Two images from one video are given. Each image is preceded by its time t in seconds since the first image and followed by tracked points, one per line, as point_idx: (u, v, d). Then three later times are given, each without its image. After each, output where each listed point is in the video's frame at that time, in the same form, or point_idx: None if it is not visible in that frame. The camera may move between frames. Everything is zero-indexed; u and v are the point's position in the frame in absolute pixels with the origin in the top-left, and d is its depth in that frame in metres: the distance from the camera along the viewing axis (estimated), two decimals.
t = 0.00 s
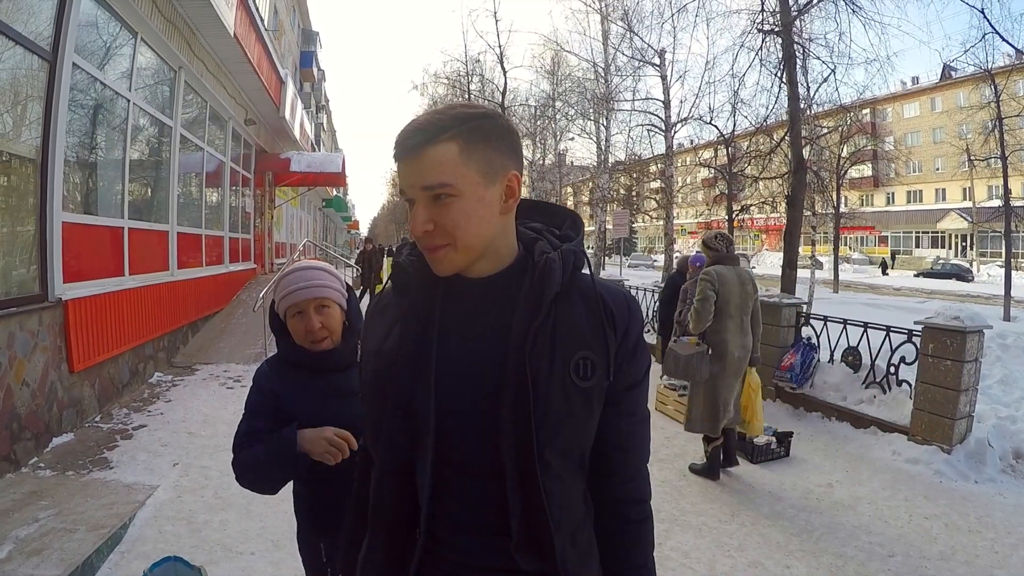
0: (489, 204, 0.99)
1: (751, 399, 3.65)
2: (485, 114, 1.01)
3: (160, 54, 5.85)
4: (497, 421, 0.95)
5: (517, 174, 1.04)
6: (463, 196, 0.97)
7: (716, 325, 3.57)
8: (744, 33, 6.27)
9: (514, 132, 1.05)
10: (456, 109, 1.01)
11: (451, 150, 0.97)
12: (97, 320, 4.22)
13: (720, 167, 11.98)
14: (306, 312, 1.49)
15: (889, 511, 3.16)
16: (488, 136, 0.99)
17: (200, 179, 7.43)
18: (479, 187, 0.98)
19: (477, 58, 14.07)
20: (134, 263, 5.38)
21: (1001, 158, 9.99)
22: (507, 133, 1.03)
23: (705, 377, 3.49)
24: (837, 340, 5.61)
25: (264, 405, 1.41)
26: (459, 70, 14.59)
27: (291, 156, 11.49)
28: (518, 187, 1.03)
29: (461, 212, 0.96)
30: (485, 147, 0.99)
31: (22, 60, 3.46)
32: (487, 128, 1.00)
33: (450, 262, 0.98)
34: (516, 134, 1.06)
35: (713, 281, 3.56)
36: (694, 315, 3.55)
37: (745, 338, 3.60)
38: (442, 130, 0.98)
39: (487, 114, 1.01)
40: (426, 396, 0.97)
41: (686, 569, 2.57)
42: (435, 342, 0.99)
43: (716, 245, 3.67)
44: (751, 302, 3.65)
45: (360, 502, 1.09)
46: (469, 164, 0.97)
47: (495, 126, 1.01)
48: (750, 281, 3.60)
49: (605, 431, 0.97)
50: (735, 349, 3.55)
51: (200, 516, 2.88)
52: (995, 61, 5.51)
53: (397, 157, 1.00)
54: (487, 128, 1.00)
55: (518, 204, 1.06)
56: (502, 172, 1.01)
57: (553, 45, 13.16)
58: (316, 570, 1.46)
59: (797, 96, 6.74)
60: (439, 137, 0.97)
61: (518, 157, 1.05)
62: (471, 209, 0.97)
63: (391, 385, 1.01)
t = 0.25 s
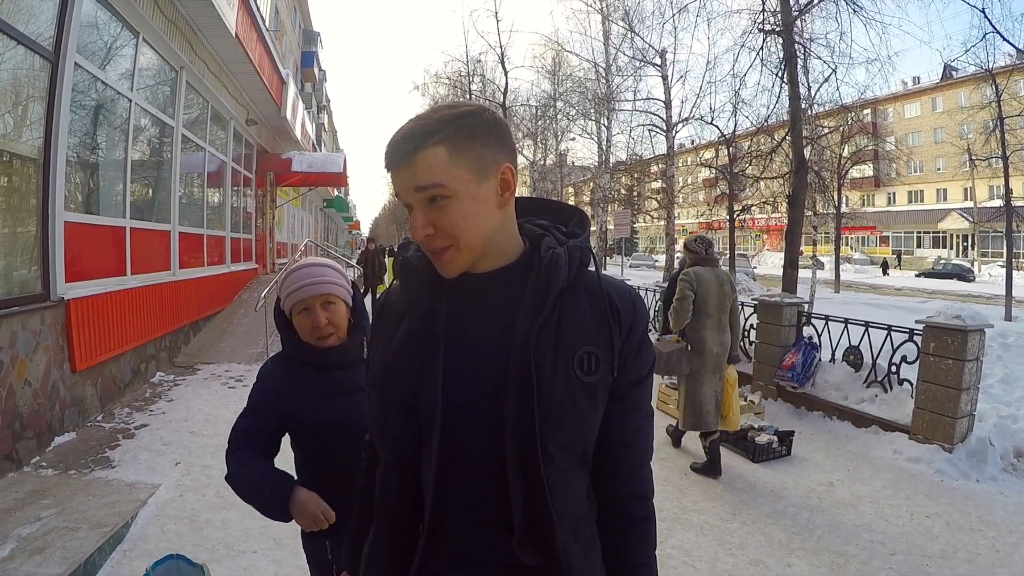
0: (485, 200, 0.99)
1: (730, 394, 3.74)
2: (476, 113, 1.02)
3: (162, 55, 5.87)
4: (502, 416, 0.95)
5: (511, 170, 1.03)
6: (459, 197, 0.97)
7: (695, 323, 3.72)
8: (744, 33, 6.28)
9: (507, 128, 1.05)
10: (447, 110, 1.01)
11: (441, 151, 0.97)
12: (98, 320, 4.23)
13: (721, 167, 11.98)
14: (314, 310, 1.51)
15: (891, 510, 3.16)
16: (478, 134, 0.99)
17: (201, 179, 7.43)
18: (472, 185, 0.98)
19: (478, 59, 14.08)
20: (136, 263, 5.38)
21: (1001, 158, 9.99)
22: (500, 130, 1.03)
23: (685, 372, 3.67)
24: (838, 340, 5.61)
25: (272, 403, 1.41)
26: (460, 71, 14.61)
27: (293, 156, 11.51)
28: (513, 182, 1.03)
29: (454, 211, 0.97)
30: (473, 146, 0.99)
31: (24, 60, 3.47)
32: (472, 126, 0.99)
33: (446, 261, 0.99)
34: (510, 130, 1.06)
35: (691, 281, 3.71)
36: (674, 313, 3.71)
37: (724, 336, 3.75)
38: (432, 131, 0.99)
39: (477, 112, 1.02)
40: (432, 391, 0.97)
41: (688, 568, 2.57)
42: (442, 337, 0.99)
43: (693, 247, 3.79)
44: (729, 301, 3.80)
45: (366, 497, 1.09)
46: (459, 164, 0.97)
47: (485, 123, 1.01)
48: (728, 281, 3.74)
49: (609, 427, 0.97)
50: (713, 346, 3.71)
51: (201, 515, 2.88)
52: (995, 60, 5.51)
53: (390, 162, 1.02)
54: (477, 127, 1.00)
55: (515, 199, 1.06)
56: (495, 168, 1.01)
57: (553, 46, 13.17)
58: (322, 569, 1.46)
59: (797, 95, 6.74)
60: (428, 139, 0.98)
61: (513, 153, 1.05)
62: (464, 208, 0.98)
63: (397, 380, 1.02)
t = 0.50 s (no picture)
0: (467, 196, 0.99)
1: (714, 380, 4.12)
2: (463, 109, 1.02)
3: (171, 56, 5.91)
4: (493, 414, 0.95)
5: (498, 165, 1.02)
6: (438, 190, 0.97)
7: (684, 313, 4.08)
8: (752, 32, 6.25)
9: (496, 124, 1.04)
10: (433, 107, 1.02)
11: (424, 147, 0.98)
12: (108, 319, 4.25)
13: (731, 167, 11.93)
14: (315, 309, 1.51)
15: (899, 511, 3.14)
16: (462, 130, 0.99)
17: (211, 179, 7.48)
18: (455, 180, 0.98)
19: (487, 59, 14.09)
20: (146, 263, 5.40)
21: (1013, 157, 9.90)
22: (487, 125, 1.02)
23: (672, 358, 3.99)
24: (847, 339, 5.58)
25: (275, 404, 1.43)
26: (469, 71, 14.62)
27: (302, 156, 11.57)
28: (499, 177, 1.02)
29: (437, 207, 0.97)
30: (457, 140, 0.99)
31: (34, 62, 3.50)
32: (458, 121, 1.00)
33: (433, 257, 0.99)
34: (500, 126, 1.06)
35: (684, 274, 4.06)
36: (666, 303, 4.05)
37: (710, 327, 4.11)
38: (416, 128, 0.99)
39: (464, 108, 1.01)
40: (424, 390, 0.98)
41: (694, 567, 2.57)
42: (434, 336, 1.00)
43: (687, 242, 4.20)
44: (718, 295, 4.17)
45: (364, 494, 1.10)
46: (442, 158, 0.98)
47: (471, 119, 1.01)
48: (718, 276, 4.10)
49: (603, 425, 0.97)
50: (700, 336, 4.06)
51: (209, 513, 2.90)
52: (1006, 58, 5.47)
53: (378, 159, 1.03)
54: (461, 122, 1.00)
55: (505, 194, 1.05)
56: (482, 164, 1.00)
57: (562, 45, 13.17)
58: (325, 565, 1.47)
59: (806, 94, 6.71)
60: (412, 136, 0.99)
61: (501, 149, 1.04)
62: (447, 204, 0.98)
63: (391, 379, 1.02)
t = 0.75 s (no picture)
0: (467, 197, 1.00)
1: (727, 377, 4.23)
2: (463, 110, 1.03)
3: (206, 61, 6.04)
4: (494, 413, 0.96)
5: (498, 164, 1.03)
6: (438, 192, 0.98)
7: (699, 310, 4.22)
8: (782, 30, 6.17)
9: (497, 124, 1.05)
10: (434, 109, 1.03)
11: (423, 149, 0.99)
12: (144, 318, 4.36)
13: (765, 167, 11.75)
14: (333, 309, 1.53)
15: (930, 518, 3.05)
16: (461, 132, 1.00)
17: (247, 182, 7.65)
18: (454, 182, 0.99)
19: (518, 61, 14.13)
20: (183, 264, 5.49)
21: None
22: (488, 126, 1.03)
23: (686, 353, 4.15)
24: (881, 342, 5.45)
25: (297, 401, 1.45)
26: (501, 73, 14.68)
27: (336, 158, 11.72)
28: (499, 178, 1.02)
29: (437, 209, 0.99)
30: (457, 142, 1.00)
31: (72, 69, 3.61)
32: (458, 122, 1.01)
33: (435, 258, 1.01)
34: (503, 126, 1.06)
35: (699, 272, 4.21)
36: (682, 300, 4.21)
37: (725, 324, 4.22)
38: (416, 130, 1.01)
39: (464, 109, 1.02)
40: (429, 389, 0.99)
41: (718, 571, 2.54)
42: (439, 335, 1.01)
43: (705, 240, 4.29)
44: (733, 294, 4.28)
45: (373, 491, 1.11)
46: (442, 160, 0.99)
47: (471, 120, 1.01)
48: (734, 275, 4.24)
49: (606, 423, 0.98)
50: (714, 333, 4.18)
51: (239, 507, 2.96)
52: None
53: (381, 161, 1.05)
54: (461, 124, 1.01)
55: (507, 194, 1.05)
56: (481, 165, 1.01)
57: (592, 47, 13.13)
58: (345, 559, 1.46)
59: (840, 92, 6.58)
60: (411, 138, 1.00)
61: (503, 150, 1.05)
62: (446, 206, 0.99)
63: (397, 378, 1.03)
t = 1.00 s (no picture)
0: (495, 198, 1.02)
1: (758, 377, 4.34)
2: (490, 112, 1.04)
3: (259, 68, 6.25)
4: (520, 407, 0.97)
5: (525, 165, 1.04)
6: (468, 194, 1.01)
7: (727, 313, 4.34)
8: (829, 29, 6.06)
9: (524, 125, 1.06)
10: (463, 113, 1.05)
11: (452, 152, 1.01)
12: (197, 316, 4.51)
13: (820, 168, 11.47)
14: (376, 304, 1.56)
15: (977, 529, 2.94)
16: (489, 134, 1.02)
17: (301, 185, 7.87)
18: (483, 183, 1.01)
19: (569, 63, 14.17)
20: (236, 264, 5.65)
21: None
22: (515, 127, 1.04)
23: (715, 354, 4.28)
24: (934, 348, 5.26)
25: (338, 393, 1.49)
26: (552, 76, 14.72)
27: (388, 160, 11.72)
28: (526, 178, 1.04)
29: (466, 210, 1.01)
30: (486, 143, 1.02)
31: (128, 75, 3.77)
32: (487, 124, 1.02)
33: (465, 257, 1.03)
34: (530, 127, 1.08)
35: (726, 276, 4.32)
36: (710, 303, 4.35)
37: (753, 326, 4.33)
38: (445, 132, 1.03)
39: (491, 112, 1.04)
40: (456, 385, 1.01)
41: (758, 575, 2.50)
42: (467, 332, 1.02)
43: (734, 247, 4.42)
44: (762, 296, 4.37)
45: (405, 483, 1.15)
46: (472, 161, 1.01)
47: (498, 122, 1.03)
48: (760, 277, 4.30)
49: (629, 417, 0.98)
50: (742, 334, 4.31)
51: (287, 498, 3.04)
52: None
53: (412, 163, 1.08)
54: (489, 126, 1.02)
55: (534, 193, 1.07)
56: (508, 165, 1.03)
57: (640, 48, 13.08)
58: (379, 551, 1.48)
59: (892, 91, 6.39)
60: (441, 141, 1.02)
61: (530, 151, 1.06)
62: (475, 207, 1.01)
63: (425, 374, 1.05)
